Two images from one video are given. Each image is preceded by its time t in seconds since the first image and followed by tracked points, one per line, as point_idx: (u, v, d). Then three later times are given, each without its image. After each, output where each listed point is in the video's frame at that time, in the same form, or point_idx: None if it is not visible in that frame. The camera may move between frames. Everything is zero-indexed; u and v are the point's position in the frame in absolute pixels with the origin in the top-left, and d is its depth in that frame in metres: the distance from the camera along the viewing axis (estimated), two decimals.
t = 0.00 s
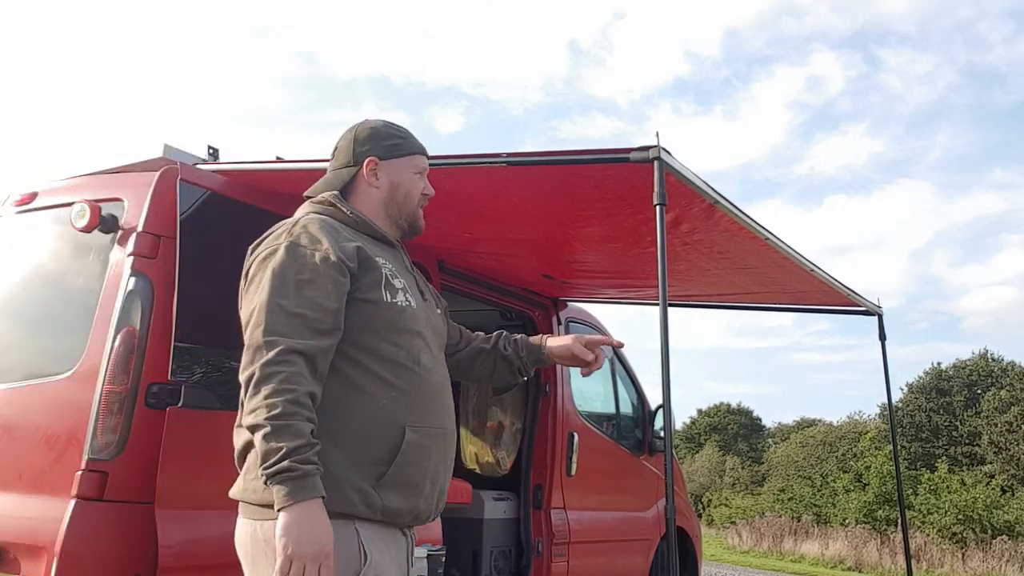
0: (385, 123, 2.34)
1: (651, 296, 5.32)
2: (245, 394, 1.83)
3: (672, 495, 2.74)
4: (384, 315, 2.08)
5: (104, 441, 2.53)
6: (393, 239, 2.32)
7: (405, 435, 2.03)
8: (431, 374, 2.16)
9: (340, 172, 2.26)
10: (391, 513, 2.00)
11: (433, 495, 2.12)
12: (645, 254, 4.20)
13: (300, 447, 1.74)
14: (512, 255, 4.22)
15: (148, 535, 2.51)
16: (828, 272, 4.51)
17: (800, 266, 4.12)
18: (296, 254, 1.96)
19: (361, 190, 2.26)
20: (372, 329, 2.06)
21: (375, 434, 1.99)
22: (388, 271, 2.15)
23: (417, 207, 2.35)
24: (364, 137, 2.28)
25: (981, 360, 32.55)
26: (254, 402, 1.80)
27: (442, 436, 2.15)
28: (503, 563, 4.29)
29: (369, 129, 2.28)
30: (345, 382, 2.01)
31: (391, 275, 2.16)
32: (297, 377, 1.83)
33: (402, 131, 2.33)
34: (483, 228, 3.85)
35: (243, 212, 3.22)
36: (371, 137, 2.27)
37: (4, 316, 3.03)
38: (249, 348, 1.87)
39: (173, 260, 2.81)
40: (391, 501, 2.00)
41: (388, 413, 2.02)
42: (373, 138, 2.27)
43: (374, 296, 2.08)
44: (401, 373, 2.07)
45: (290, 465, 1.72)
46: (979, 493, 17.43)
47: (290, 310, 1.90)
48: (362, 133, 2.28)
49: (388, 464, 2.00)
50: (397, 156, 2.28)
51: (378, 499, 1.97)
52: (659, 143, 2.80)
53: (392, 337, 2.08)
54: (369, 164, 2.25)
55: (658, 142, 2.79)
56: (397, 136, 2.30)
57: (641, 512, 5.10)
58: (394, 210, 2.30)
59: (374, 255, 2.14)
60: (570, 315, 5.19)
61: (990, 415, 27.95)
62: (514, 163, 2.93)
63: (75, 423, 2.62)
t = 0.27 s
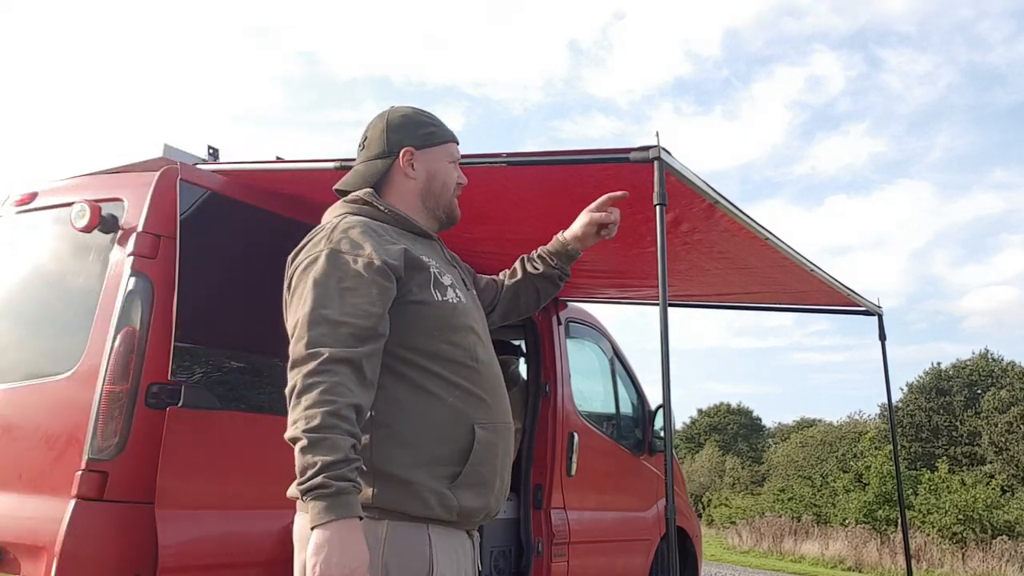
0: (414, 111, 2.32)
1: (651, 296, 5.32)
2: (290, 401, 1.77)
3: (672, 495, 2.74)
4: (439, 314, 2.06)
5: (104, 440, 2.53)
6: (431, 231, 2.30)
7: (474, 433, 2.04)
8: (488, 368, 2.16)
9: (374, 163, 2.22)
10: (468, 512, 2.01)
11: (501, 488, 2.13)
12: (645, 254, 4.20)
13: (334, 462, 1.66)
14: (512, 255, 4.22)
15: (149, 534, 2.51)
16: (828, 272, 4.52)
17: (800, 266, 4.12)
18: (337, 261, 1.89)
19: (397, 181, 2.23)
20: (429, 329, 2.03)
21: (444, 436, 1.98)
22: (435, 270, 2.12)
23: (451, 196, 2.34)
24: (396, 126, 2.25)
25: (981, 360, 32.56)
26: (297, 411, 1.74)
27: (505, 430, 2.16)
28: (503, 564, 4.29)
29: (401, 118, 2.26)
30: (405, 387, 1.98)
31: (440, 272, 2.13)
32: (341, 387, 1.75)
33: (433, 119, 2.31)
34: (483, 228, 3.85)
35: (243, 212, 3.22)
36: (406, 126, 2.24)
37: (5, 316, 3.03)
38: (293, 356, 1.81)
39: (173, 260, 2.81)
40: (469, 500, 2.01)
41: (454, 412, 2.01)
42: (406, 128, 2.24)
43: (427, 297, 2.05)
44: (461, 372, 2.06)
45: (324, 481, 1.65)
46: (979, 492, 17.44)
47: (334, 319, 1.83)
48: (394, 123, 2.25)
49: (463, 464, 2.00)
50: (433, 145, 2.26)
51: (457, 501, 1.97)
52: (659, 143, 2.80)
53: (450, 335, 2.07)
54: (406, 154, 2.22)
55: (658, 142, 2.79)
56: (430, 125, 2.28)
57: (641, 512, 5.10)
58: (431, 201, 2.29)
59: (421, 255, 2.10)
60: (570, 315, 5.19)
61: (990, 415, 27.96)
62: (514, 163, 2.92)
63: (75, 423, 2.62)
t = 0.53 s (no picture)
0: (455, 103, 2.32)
1: (651, 296, 5.31)
2: (324, 403, 1.78)
3: (672, 495, 2.74)
4: (467, 315, 2.05)
5: (104, 440, 2.53)
6: (471, 226, 2.32)
7: (501, 437, 2.03)
8: (519, 368, 2.15)
9: (415, 157, 2.23)
10: (495, 518, 2.01)
11: (533, 490, 2.13)
12: (646, 254, 4.20)
13: (377, 457, 1.67)
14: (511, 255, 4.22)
15: (150, 534, 2.51)
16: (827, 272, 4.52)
17: (800, 266, 4.12)
18: (366, 261, 1.90)
19: (441, 176, 2.25)
20: (456, 330, 2.03)
21: (471, 441, 1.99)
22: (465, 268, 2.11)
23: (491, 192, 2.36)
24: (440, 120, 2.25)
25: (981, 360, 32.55)
26: (332, 411, 1.75)
27: (537, 432, 2.15)
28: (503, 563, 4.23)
29: (444, 112, 2.26)
30: (434, 388, 2.00)
31: (470, 271, 2.12)
32: (372, 384, 1.77)
33: (475, 112, 2.32)
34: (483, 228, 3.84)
35: (242, 213, 3.20)
36: (447, 121, 2.25)
37: (5, 316, 3.03)
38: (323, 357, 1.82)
39: (173, 259, 2.81)
40: (495, 505, 2.01)
41: (481, 416, 2.01)
42: (447, 122, 2.25)
43: (456, 297, 2.05)
44: (489, 374, 2.06)
45: (369, 477, 1.65)
46: (979, 492, 17.44)
47: (362, 317, 1.83)
48: (434, 117, 2.25)
49: (489, 470, 2.00)
50: (476, 140, 2.27)
51: (481, 507, 1.98)
52: (659, 143, 2.80)
53: (478, 336, 2.06)
54: (450, 149, 2.23)
55: (658, 143, 2.79)
56: (472, 119, 2.29)
57: (641, 512, 5.10)
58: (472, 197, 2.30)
59: (450, 252, 2.09)
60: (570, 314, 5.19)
61: (990, 415, 27.95)
62: (514, 163, 2.92)
63: (75, 423, 2.62)
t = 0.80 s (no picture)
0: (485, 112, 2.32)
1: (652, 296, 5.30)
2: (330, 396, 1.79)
3: (673, 495, 2.72)
4: (480, 313, 2.05)
5: (102, 441, 2.52)
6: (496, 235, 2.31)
7: (517, 434, 2.01)
8: (539, 365, 2.12)
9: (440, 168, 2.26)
10: (512, 517, 1.99)
11: (556, 491, 2.09)
12: (646, 254, 4.19)
13: (364, 444, 1.66)
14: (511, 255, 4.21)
15: (148, 535, 2.50)
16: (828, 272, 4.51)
17: (801, 266, 4.11)
18: (377, 260, 1.91)
19: (461, 187, 2.25)
20: (469, 328, 2.03)
21: (485, 438, 1.98)
22: (480, 266, 2.11)
23: (518, 200, 2.33)
24: (463, 129, 2.26)
25: (982, 360, 32.54)
26: (332, 402, 1.76)
27: (559, 429, 2.11)
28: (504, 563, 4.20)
29: (467, 120, 2.26)
30: (449, 385, 2.00)
31: (485, 269, 2.12)
32: (372, 376, 1.76)
33: (502, 121, 2.30)
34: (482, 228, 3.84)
35: (242, 212, 3.19)
36: (470, 130, 2.25)
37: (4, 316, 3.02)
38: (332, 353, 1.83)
39: (172, 259, 2.80)
40: (510, 505, 1.99)
41: (496, 414, 2.00)
42: (472, 130, 2.24)
43: (468, 295, 2.04)
44: (505, 371, 2.04)
45: (355, 463, 1.65)
46: (980, 493, 17.42)
47: (369, 315, 1.83)
48: (460, 125, 2.27)
49: (504, 467, 1.98)
50: (497, 148, 2.25)
51: (493, 505, 1.97)
52: (659, 143, 2.79)
53: (493, 334, 2.05)
54: (467, 160, 2.22)
55: (658, 142, 2.78)
56: (496, 127, 2.28)
57: (642, 513, 5.09)
58: (495, 206, 2.28)
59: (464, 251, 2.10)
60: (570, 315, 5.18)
61: (991, 416, 27.93)
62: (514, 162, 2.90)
63: (74, 423, 2.61)
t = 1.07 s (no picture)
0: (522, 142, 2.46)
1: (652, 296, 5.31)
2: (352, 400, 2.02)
3: (672, 494, 2.72)
4: (492, 319, 2.16)
5: (104, 441, 2.53)
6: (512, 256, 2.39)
7: (526, 431, 2.09)
8: (553, 367, 2.19)
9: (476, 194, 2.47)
10: (524, 511, 2.05)
11: (574, 489, 2.13)
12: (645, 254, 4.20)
13: (352, 443, 1.84)
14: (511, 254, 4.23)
15: (148, 534, 2.51)
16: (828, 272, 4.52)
17: (800, 266, 4.13)
18: (398, 277, 2.13)
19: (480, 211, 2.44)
20: (482, 334, 2.15)
21: (496, 436, 2.07)
22: (495, 277, 2.23)
23: (522, 219, 2.37)
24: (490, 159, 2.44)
25: (981, 360, 32.56)
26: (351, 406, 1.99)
27: (572, 429, 2.17)
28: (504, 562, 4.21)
29: (496, 150, 2.44)
30: (466, 388, 2.12)
31: (499, 279, 2.23)
32: (379, 382, 1.95)
33: (527, 148, 2.41)
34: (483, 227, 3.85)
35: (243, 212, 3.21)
36: (492, 156, 2.41)
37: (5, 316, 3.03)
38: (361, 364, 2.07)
39: (173, 259, 2.81)
40: (526, 501, 2.05)
41: (507, 412, 2.09)
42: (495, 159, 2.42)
43: (481, 303, 2.17)
44: (516, 372, 2.13)
45: (344, 459, 1.85)
46: (978, 492, 17.43)
47: (384, 326, 2.05)
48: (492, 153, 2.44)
49: (514, 462, 2.05)
50: (500, 171, 2.37)
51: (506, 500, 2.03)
52: (659, 143, 2.80)
53: (505, 338, 2.15)
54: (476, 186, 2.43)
55: (658, 143, 2.79)
56: (514, 152, 2.39)
57: (642, 512, 5.10)
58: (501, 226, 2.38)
59: (480, 264, 2.24)
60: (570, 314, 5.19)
61: (990, 415, 27.96)
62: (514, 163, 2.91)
63: (75, 423, 2.62)
